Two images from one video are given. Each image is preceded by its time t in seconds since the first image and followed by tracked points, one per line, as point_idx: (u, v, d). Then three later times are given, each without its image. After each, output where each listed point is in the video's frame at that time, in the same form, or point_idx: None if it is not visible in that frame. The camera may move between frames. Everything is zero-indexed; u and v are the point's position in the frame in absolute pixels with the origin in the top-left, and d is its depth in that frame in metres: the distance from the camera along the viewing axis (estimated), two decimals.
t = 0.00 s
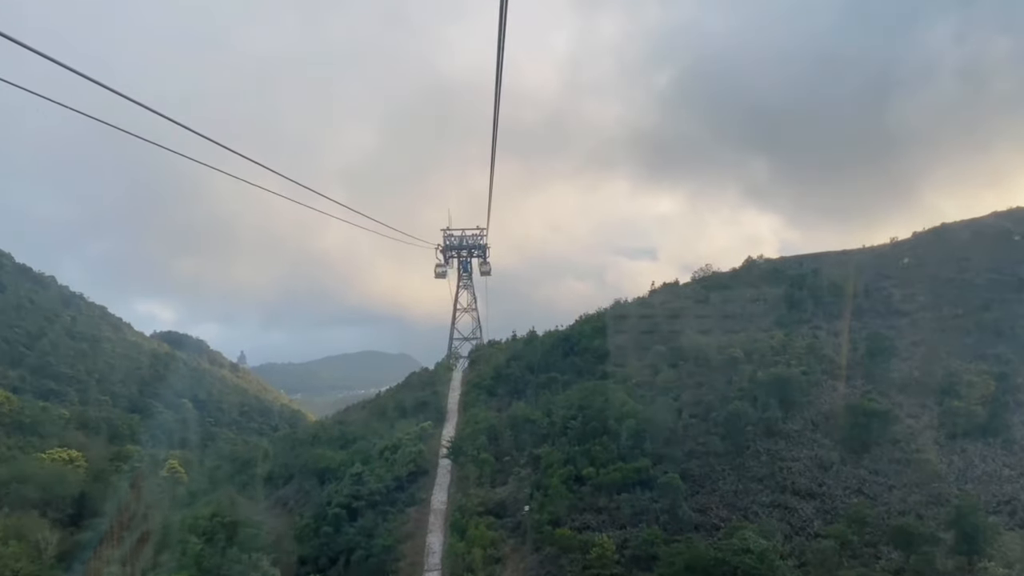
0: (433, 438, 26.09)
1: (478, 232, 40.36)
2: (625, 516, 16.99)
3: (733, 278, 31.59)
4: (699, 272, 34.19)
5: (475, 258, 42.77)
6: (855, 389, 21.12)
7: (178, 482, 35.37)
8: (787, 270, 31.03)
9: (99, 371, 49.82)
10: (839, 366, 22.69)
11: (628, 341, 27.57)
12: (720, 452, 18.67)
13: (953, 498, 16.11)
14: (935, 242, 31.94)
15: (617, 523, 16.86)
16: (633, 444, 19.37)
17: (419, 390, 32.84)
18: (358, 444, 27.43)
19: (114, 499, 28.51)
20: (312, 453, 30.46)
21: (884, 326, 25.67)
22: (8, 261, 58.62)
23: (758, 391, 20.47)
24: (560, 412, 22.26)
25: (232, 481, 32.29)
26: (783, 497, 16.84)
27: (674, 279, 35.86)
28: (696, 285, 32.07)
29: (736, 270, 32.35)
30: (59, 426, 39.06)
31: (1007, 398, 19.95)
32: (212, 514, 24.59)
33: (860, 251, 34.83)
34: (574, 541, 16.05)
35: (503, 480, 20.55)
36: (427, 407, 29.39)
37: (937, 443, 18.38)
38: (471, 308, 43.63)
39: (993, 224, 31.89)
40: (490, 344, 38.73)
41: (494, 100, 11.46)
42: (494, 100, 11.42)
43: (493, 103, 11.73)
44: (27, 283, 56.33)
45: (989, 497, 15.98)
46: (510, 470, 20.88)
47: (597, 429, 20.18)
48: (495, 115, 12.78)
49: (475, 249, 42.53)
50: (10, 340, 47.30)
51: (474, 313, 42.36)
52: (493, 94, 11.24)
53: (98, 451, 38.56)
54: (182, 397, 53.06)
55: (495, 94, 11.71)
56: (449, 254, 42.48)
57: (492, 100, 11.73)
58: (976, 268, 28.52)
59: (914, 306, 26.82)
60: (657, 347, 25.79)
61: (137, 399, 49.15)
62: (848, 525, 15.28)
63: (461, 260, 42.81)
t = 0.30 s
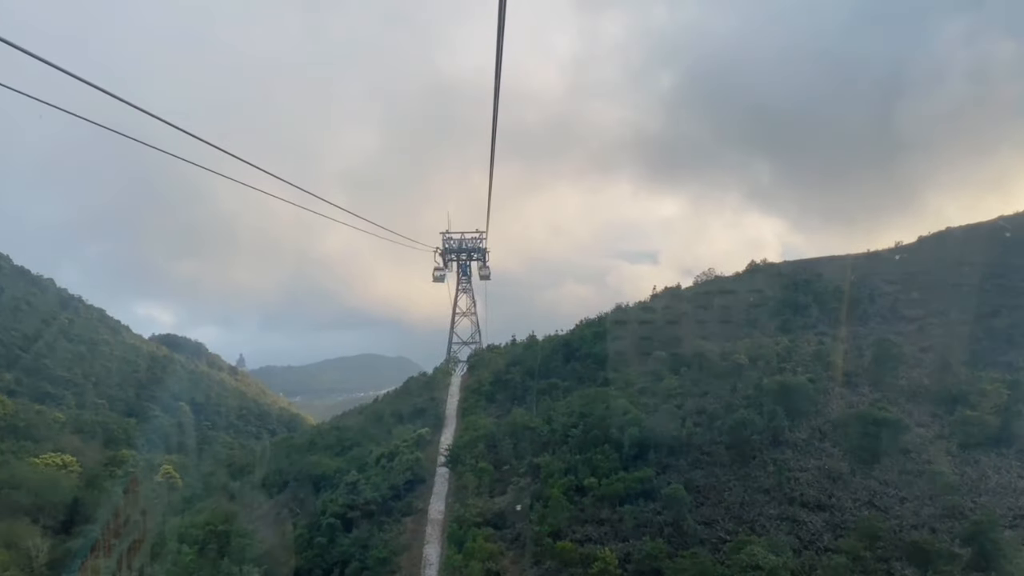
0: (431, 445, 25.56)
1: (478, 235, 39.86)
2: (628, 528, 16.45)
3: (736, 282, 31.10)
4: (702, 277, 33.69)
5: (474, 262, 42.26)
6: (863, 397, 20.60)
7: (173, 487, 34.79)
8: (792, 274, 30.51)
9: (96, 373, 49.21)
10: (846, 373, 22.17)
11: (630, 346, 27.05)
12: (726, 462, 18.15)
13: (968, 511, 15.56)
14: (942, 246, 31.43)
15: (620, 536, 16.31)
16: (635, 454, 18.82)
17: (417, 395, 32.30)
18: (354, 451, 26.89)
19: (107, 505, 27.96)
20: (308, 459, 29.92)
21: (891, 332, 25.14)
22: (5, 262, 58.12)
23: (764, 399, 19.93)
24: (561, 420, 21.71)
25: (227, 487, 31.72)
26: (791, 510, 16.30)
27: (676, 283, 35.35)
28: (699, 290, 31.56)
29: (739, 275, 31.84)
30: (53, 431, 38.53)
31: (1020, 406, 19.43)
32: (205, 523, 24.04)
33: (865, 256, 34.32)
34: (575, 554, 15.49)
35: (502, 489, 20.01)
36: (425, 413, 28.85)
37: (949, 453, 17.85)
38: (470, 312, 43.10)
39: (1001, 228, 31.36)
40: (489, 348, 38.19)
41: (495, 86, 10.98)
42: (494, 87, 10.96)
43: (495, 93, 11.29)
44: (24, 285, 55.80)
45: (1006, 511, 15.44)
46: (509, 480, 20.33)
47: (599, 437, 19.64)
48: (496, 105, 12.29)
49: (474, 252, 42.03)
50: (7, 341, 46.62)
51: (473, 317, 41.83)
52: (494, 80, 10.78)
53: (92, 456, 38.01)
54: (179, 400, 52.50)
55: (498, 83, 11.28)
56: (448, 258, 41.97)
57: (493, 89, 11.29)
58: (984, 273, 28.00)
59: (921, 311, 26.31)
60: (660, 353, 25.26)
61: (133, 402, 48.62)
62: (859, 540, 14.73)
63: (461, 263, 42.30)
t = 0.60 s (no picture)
0: (428, 448, 25.02)
1: (478, 236, 39.32)
2: (630, 538, 15.91)
3: (740, 285, 30.58)
4: (704, 279, 33.16)
5: (475, 262, 41.72)
6: (872, 404, 20.07)
7: (168, 487, 34.24)
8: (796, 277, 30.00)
9: (92, 371, 48.74)
10: (853, 379, 21.64)
11: (632, 350, 26.53)
12: (731, 471, 17.62)
13: (982, 524, 15.03)
14: (949, 251, 30.89)
15: (622, 546, 15.78)
16: (638, 461, 18.28)
17: (416, 397, 31.78)
18: (350, 454, 26.35)
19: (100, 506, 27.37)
20: (303, 462, 29.38)
21: (899, 337, 24.61)
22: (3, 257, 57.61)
23: (770, 406, 19.39)
24: (561, 425, 21.17)
25: (222, 489, 31.17)
26: (799, 521, 15.77)
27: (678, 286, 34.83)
28: (702, 292, 31.04)
29: (743, 277, 31.32)
30: (47, 429, 38.00)
31: None
32: (198, 527, 23.48)
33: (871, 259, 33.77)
34: (575, 565, 14.96)
35: (500, 496, 19.47)
36: (422, 416, 28.31)
37: (961, 463, 17.31)
38: (470, 313, 42.57)
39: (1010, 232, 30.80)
40: (488, 350, 37.64)
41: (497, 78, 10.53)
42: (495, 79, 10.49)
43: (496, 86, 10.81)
44: (21, 281, 55.27)
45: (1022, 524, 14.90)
46: (508, 486, 19.80)
47: (600, 443, 19.10)
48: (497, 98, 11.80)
49: (474, 252, 41.50)
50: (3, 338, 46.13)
51: (473, 318, 41.28)
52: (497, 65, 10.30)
53: (86, 455, 37.49)
54: (176, 399, 51.94)
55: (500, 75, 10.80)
56: (448, 258, 41.42)
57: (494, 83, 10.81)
58: (994, 278, 27.45)
59: (930, 316, 25.79)
60: (662, 357, 24.75)
61: (129, 401, 48.10)
62: (870, 553, 14.20)
63: (460, 264, 41.76)
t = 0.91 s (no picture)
0: (424, 451, 24.51)
1: (479, 235, 38.81)
2: (632, 548, 15.42)
3: (744, 288, 30.05)
4: (708, 281, 32.64)
5: (475, 262, 41.20)
6: (881, 411, 19.55)
7: (162, 484, 33.71)
8: (802, 279, 29.45)
9: (89, 366, 48.27)
10: (861, 385, 21.12)
11: (634, 352, 26.02)
12: (737, 479, 17.11)
13: (997, 537, 14.51)
14: (958, 255, 30.33)
15: (623, 555, 15.29)
16: (640, 467, 17.78)
17: (413, 397, 31.27)
18: (345, 455, 25.86)
19: (91, 504, 26.89)
20: (297, 463, 28.88)
21: (907, 343, 24.08)
22: (1, 250, 57.23)
23: (777, 413, 18.89)
24: (561, 428, 20.65)
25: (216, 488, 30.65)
26: (806, 531, 15.26)
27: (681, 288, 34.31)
28: (706, 295, 30.52)
29: (747, 280, 30.81)
30: (41, 425, 37.57)
31: None
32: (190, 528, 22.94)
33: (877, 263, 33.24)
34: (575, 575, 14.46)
35: (498, 501, 18.96)
36: (419, 417, 27.80)
37: (974, 473, 16.78)
38: (469, 313, 42.09)
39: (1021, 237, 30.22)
40: (488, 351, 37.12)
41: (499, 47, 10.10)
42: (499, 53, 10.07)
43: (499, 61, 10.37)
44: (19, 274, 54.78)
45: None
46: (506, 491, 19.30)
47: (602, 448, 18.59)
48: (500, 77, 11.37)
49: (474, 252, 40.96)
50: None
51: (472, 318, 40.75)
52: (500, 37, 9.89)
53: (80, 452, 37.03)
54: (172, 395, 51.41)
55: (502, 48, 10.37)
56: (448, 257, 40.91)
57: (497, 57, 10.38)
58: (1004, 283, 26.90)
59: (939, 321, 25.26)
60: (665, 360, 24.23)
61: (125, 396, 47.62)
62: (881, 567, 13.69)
63: (460, 263, 41.25)
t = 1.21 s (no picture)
0: (421, 454, 24.01)
1: (480, 234, 38.32)
2: (634, 558, 14.91)
3: (749, 290, 29.53)
4: (711, 283, 32.10)
5: (475, 261, 40.71)
6: (891, 419, 19.04)
7: (157, 483, 33.24)
8: (808, 282, 28.92)
9: (86, 362, 47.81)
10: (870, 391, 20.60)
11: (637, 355, 25.50)
12: (743, 487, 16.59)
13: (1014, 551, 13.98)
14: (967, 259, 29.78)
15: (624, 566, 14.77)
16: (643, 474, 17.27)
17: (411, 399, 30.77)
18: (340, 458, 25.36)
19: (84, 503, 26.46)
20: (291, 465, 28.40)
21: (916, 348, 23.55)
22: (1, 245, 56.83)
23: (784, 419, 18.37)
24: (561, 433, 20.14)
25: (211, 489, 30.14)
26: (815, 543, 14.74)
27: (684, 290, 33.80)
28: (710, 297, 30.01)
29: (752, 282, 30.30)
30: (36, 422, 37.18)
31: None
32: (182, 530, 22.43)
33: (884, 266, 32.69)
34: None
35: (496, 507, 18.43)
36: (417, 419, 27.31)
37: (988, 484, 16.25)
38: (469, 313, 41.61)
39: None
40: (488, 352, 36.60)
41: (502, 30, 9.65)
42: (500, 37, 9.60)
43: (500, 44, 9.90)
44: (18, 269, 54.36)
45: None
46: (504, 496, 18.79)
47: (603, 454, 18.08)
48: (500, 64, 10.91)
49: (475, 251, 40.46)
50: None
51: (472, 319, 40.23)
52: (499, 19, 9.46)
53: (76, 450, 36.63)
54: (170, 393, 50.91)
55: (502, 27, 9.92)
56: (448, 257, 40.41)
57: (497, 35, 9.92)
58: (1015, 288, 26.34)
59: (948, 326, 24.73)
60: (669, 363, 23.72)
61: (123, 393, 47.18)
62: None
63: (460, 263, 40.74)
